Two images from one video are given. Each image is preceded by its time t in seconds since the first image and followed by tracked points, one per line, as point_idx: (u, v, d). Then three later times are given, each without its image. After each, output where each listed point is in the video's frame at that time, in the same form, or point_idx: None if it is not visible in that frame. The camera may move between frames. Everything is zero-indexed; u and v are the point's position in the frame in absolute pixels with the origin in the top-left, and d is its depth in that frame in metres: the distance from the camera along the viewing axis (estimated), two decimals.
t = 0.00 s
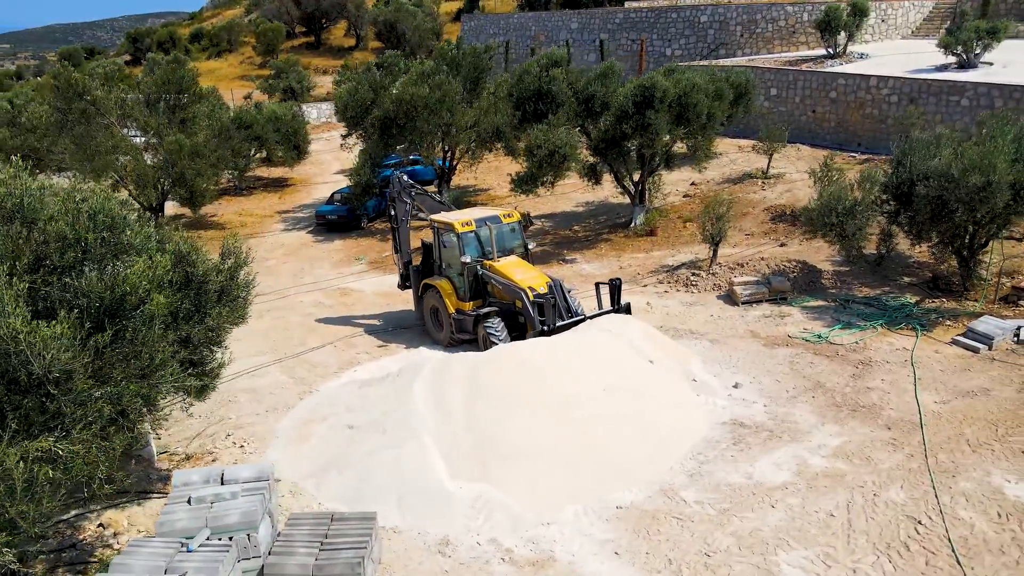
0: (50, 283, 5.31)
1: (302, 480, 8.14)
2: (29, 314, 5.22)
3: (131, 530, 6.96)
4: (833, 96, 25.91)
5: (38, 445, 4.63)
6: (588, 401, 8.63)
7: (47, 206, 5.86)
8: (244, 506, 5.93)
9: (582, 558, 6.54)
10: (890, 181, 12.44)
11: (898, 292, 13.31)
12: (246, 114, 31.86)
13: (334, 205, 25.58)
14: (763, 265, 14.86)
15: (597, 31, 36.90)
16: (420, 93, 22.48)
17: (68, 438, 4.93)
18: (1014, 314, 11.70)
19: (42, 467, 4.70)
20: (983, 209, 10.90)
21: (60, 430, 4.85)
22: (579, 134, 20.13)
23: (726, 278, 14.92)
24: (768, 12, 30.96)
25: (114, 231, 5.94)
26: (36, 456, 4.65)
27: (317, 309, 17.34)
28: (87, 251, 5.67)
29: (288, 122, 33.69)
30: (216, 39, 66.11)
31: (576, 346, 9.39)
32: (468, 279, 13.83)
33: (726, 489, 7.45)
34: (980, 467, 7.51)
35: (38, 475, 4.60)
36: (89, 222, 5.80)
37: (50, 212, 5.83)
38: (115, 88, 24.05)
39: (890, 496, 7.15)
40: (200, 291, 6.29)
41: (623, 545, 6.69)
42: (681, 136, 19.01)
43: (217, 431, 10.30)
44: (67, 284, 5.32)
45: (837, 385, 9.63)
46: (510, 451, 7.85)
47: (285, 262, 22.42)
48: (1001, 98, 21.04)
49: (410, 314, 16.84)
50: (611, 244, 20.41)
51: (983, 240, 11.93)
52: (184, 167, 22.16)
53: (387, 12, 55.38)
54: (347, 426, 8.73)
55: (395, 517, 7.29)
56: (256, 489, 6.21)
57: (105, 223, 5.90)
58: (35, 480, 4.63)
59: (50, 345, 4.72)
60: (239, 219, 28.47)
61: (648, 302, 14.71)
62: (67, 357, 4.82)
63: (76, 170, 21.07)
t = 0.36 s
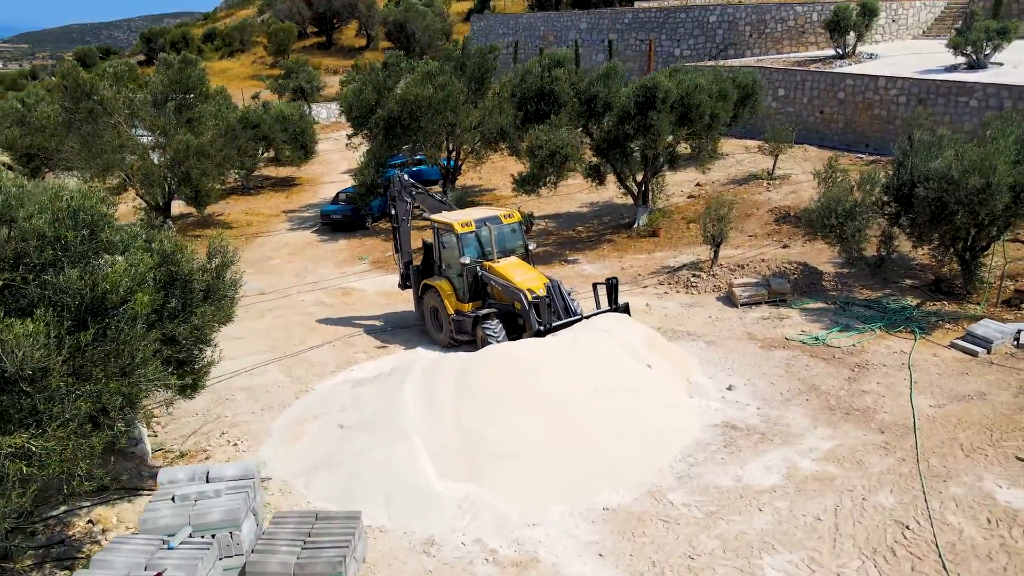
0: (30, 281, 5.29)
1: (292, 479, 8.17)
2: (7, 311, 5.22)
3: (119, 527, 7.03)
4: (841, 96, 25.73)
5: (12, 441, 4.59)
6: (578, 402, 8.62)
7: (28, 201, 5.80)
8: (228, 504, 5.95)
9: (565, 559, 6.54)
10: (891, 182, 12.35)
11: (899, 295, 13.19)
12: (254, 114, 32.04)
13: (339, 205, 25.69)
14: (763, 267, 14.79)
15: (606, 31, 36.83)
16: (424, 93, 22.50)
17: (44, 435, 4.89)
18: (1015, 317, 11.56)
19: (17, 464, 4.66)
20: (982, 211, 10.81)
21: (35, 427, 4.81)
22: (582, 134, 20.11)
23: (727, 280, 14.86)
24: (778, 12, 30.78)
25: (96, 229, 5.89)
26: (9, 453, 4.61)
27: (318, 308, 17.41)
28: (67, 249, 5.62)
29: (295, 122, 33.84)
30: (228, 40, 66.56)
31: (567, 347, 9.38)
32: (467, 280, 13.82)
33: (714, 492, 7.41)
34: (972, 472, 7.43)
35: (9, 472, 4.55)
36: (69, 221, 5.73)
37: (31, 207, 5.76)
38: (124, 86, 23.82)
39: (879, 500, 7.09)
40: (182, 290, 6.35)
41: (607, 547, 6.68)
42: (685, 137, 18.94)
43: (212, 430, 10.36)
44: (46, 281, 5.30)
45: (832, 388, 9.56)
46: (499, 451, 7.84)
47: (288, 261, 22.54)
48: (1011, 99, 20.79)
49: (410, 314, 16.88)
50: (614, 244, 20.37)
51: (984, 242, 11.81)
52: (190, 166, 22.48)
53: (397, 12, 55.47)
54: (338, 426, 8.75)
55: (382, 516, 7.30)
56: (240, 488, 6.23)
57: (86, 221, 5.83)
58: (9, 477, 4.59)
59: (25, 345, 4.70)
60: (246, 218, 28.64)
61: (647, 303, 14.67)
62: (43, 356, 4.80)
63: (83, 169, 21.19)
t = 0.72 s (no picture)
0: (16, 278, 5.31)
1: (288, 476, 8.22)
2: None
3: (114, 522, 7.12)
4: (853, 97, 25.48)
5: None
6: (573, 403, 8.60)
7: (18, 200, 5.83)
8: (216, 501, 5.97)
9: (555, 560, 6.52)
10: (898, 184, 12.22)
11: (904, 298, 13.05)
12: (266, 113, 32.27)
13: (348, 204, 25.83)
14: (768, 269, 14.69)
15: (618, 31, 36.74)
16: (432, 93, 22.53)
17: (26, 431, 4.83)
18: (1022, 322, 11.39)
19: None
20: (987, 213, 10.67)
21: (17, 421, 4.76)
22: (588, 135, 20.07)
23: (731, 281, 14.78)
24: (791, 12, 30.54)
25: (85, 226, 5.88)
26: None
27: (323, 307, 17.51)
28: (55, 246, 5.63)
29: (306, 121, 34.04)
30: (244, 40, 67.17)
31: (564, 348, 9.35)
32: (471, 280, 13.78)
33: (707, 495, 7.38)
34: (969, 478, 7.34)
35: None
36: (59, 219, 5.74)
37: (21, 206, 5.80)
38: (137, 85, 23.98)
39: (874, 505, 7.02)
40: (172, 289, 6.39)
41: (597, 548, 6.67)
42: (692, 137, 18.85)
43: (212, 427, 10.45)
44: (32, 278, 5.32)
45: (831, 392, 9.47)
46: (492, 451, 7.83)
47: (296, 260, 22.68)
48: None
49: (415, 314, 16.92)
50: (620, 245, 20.31)
51: (991, 245, 11.64)
52: (201, 165, 22.68)
53: (410, 12, 55.65)
54: (334, 424, 8.80)
55: (374, 515, 7.32)
56: (229, 484, 6.26)
57: (75, 219, 5.84)
58: None
59: (7, 341, 4.69)
60: (257, 217, 28.86)
61: (651, 304, 14.61)
62: (25, 351, 4.80)
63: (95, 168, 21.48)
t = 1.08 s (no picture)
0: (9, 274, 5.38)
1: (285, 473, 8.28)
2: None
3: (111, 515, 7.22)
4: (870, 98, 25.17)
5: None
6: (569, 404, 8.58)
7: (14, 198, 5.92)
8: (208, 497, 6.02)
9: (544, 561, 6.51)
10: (908, 186, 12.07)
11: (914, 302, 12.86)
12: (281, 113, 32.54)
13: (360, 203, 25.95)
14: (776, 271, 14.55)
15: (635, 32, 36.62)
16: (442, 93, 22.55)
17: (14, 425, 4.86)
18: None
19: None
20: (997, 216, 10.49)
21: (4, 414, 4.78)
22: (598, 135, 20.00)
23: (738, 283, 14.67)
24: (809, 12, 30.25)
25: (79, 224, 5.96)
26: None
27: (331, 305, 17.61)
28: (49, 243, 5.70)
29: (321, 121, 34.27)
30: (264, 40, 67.85)
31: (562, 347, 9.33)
32: (477, 281, 13.47)
33: (702, 497, 7.32)
34: (969, 485, 7.23)
35: None
36: (54, 217, 5.82)
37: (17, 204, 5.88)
38: (154, 85, 24.26)
39: (870, 510, 6.93)
40: (168, 285, 6.46)
41: (587, 550, 6.64)
42: (702, 138, 18.73)
43: (215, 423, 10.56)
44: (25, 274, 5.38)
45: (834, 396, 9.36)
46: (487, 451, 7.84)
47: (307, 259, 22.84)
48: None
49: (422, 313, 16.96)
50: (629, 246, 20.22)
51: (1002, 248, 11.46)
52: (214, 164, 22.95)
53: (427, 13, 55.88)
54: (332, 422, 8.85)
55: (368, 513, 7.35)
56: (222, 480, 6.31)
57: (70, 217, 5.92)
58: None
59: None
60: (270, 216, 29.10)
61: (657, 306, 14.54)
62: (13, 346, 4.85)
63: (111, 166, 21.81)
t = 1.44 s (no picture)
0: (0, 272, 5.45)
1: (280, 470, 8.34)
2: None
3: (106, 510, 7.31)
4: (884, 99, 24.89)
5: None
6: (563, 405, 8.56)
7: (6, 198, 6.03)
8: (196, 493, 6.05)
9: (532, 562, 6.49)
10: (914, 189, 11.96)
11: (921, 305, 12.69)
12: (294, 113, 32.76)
13: (369, 202, 26.04)
14: (782, 273, 14.42)
15: (648, 32, 36.48)
16: (451, 93, 22.57)
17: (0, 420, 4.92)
18: None
19: None
20: (1002, 219, 10.35)
21: None
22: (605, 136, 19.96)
23: (743, 285, 14.55)
24: (824, 12, 29.98)
25: (69, 222, 6.06)
26: None
27: (336, 304, 17.71)
28: (38, 241, 5.78)
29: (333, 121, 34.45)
30: (281, 40, 68.35)
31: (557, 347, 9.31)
32: (481, 281, 13.16)
33: (694, 500, 7.28)
34: (966, 491, 7.13)
35: None
36: (43, 214, 5.92)
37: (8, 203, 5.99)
38: (166, 84, 24.49)
39: (864, 516, 6.85)
40: (161, 283, 6.51)
41: (576, 551, 6.61)
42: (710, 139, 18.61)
43: (216, 420, 10.66)
44: (15, 272, 5.44)
45: (833, 400, 9.26)
46: (479, 451, 7.83)
47: (316, 257, 22.98)
48: None
49: (426, 312, 17.00)
50: (636, 247, 20.13)
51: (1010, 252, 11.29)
52: (223, 163, 23.18)
53: (441, 13, 56.10)
54: (328, 420, 8.90)
55: (359, 511, 7.37)
56: (212, 477, 6.35)
57: (59, 214, 6.01)
58: None
59: None
60: (281, 215, 29.30)
61: (661, 307, 14.46)
62: None
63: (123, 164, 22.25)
